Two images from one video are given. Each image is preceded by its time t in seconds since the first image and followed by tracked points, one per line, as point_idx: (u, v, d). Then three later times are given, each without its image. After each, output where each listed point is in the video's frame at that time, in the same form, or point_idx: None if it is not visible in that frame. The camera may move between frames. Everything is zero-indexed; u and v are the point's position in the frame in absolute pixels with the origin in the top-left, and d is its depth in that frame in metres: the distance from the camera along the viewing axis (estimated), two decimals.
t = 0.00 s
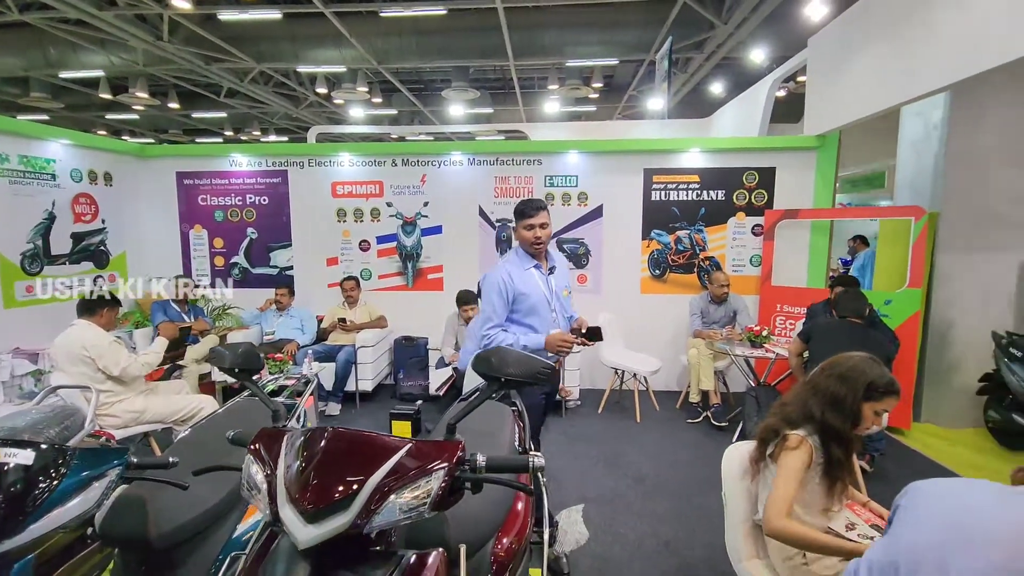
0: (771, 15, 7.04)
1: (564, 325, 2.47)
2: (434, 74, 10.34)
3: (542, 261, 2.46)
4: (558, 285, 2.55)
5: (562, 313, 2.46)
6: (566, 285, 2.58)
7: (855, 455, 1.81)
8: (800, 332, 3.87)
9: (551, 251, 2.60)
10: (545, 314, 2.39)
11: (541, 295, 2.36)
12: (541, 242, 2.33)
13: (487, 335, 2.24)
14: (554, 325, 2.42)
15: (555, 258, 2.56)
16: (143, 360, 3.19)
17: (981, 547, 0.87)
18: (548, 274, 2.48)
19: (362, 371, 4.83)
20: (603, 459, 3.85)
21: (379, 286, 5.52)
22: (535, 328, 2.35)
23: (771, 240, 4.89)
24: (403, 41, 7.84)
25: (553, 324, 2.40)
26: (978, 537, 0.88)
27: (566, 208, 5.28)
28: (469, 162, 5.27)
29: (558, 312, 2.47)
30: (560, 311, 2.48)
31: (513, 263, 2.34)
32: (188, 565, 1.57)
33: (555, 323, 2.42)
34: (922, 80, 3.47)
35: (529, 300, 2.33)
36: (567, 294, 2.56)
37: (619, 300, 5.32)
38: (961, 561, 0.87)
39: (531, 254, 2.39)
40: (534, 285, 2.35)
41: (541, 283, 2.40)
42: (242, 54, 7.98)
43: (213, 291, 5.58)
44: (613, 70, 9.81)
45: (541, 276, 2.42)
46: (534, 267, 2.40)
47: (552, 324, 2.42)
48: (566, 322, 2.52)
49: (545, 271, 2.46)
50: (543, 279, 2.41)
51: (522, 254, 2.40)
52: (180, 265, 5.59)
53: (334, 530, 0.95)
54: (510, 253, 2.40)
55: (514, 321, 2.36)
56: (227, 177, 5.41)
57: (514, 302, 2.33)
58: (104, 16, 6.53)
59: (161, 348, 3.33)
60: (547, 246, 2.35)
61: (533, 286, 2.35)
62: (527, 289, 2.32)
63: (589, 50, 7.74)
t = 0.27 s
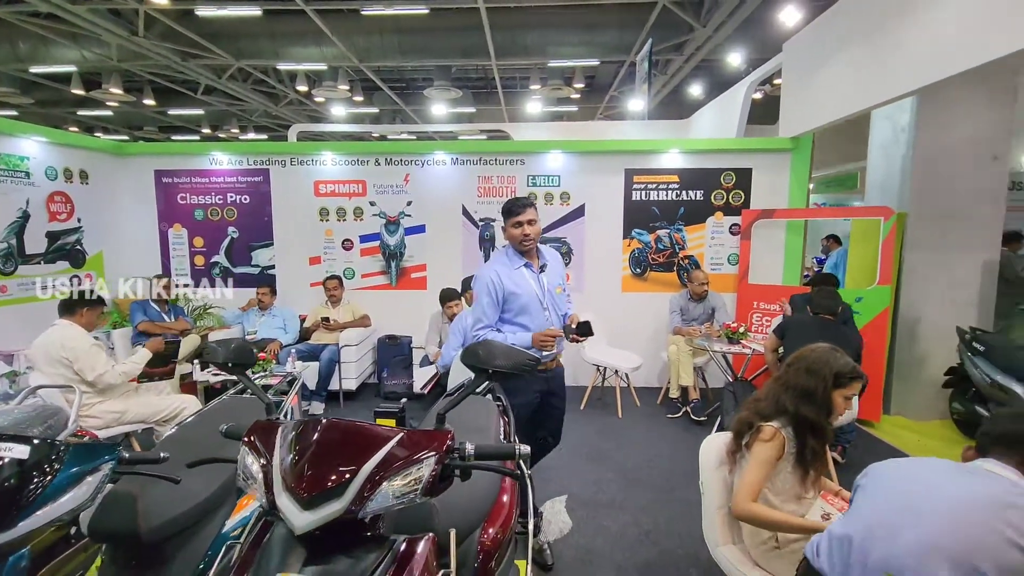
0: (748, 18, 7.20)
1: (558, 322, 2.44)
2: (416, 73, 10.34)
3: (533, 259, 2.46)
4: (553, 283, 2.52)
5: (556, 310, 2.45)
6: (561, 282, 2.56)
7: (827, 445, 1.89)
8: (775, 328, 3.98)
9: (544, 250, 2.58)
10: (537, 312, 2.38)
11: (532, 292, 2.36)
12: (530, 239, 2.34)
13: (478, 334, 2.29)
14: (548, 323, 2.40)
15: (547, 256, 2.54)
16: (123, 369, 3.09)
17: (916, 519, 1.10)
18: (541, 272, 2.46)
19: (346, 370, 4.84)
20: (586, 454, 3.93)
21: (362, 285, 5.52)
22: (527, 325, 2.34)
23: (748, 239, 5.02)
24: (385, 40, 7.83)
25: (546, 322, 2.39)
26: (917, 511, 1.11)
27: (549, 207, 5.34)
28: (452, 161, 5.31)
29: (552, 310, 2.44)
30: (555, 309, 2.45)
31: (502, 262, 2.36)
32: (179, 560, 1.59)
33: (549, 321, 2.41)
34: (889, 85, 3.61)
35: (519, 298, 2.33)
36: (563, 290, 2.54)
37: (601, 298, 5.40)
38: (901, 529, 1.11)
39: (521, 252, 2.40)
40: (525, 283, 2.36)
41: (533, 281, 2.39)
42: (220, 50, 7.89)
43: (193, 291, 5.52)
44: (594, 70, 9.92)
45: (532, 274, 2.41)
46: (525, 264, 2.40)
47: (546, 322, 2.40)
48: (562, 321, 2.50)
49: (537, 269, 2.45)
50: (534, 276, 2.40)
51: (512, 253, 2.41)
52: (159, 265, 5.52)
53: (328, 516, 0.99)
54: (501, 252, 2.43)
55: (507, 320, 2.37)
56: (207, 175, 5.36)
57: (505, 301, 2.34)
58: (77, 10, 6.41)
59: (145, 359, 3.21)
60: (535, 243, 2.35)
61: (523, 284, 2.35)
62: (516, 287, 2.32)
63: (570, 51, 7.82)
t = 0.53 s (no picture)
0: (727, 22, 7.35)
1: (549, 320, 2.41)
2: (399, 73, 10.33)
3: (525, 256, 2.46)
4: (547, 281, 2.50)
5: (546, 308, 2.43)
6: (555, 279, 2.54)
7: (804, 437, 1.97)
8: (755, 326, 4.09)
9: (539, 248, 2.57)
10: (526, 309, 2.38)
11: (521, 289, 2.36)
12: (520, 236, 2.34)
13: (469, 331, 2.33)
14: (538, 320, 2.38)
15: (542, 253, 2.53)
16: (110, 374, 3.06)
17: (885, 499, 1.17)
18: (533, 270, 2.45)
19: (332, 370, 4.83)
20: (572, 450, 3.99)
21: (347, 285, 5.51)
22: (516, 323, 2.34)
23: (728, 239, 5.13)
24: (367, 39, 7.81)
25: (534, 320, 2.38)
26: (886, 493, 1.19)
27: (533, 208, 5.39)
28: (438, 162, 5.33)
29: (544, 308, 2.42)
30: (546, 307, 2.43)
31: (493, 259, 2.39)
32: (173, 559, 1.60)
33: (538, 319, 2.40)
34: (863, 90, 3.73)
35: (507, 295, 2.34)
36: (556, 288, 2.52)
37: (585, 298, 5.47)
38: (870, 508, 1.19)
39: (512, 250, 2.41)
40: (514, 280, 2.37)
41: (523, 278, 2.39)
42: (200, 47, 7.79)
43: (176, 292, 5.45)
44: (577, 71, 10.02)
45: (523, 271, 2.41)
46: (515, 262, 2.40)
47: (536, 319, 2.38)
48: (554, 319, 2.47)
49: (529, 267, 2.44)
50: (525, 274, 2.40)
51: (503, 251, 2.43)
52: (139, 265, 5.44)
53: (330, 507, 1.03)
54: (493, 250, 2.45)
55: (497, 317, 2.39)
56: (189, 175, 5.31)
57: (495, 298, 2.37)
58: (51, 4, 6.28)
59: (134, 365, 3.20)
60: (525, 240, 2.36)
61: (512, 281, 2.36)
62: (505, 284, 2.34)
63: (553, 52, 7.89)
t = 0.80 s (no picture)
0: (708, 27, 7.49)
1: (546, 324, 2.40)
2: (382, 73, 10.31)
3: (527, 259, 2.45)
4: (549, 284, 2.46)
5: (544, 312, 2.41)
6: (559, 282, 2.50)
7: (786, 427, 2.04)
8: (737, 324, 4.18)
9: (545, 249, 2.53)
10: (522, 312, 2.38)
11: (519, 292, 2.36)
12: (520, 239, 2.32)
13: (467, 329, 2.38)
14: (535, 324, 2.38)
15: (546, 255, 2.49)
16: (101, 378, 3.02)
17: (864, 484, 1.24)
18: (533, 272, 2.43)
19: (320, 372, 4.83)
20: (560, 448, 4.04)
21: (334, 286, 5.50)
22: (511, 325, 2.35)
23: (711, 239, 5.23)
24: (350, 39, 7.79)
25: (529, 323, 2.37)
26: (865, 479, 1.25)
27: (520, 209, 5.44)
28: (425, 163, 5.35)
29: (542, 311, 2.40)
30: (545, 310, 2.40)
31: (494, 260, 2.42)
32: (173, 557, 1.62)
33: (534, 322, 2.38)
34: (839, 95, 3.85)
35: (504, 297, 2.36)
36: (558, 292, 2.48)
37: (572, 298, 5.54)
38: (849, 493, 1.26)
39: (513, 251, 2.41)
40: (512, 283, 2.37)
41: (521, 281, 2.39)
42: (179, 46, 7.69)
43: (159, 294, 5.39)
44: (560, 73, 10.10)
45: (522, 274, 2.40)
46: (515, 264, 2.41)
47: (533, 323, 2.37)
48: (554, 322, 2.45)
49: (529, 269, 2.43)
50: (524, 276, 2.40)
51: (505, 252, 2.44)
52: (121, 267, 5.37)
53: (337, 501, 1.06)
54: (496, 251, 2.47)
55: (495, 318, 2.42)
56: (172, 175, 5.25)
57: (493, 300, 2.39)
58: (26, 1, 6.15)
59: (123, 368, 3.16)
60: (526, 243, 2.34)
61: (510, 284, 2.37)
62: (502, 286, 2.36)
63: (538, 54, 7.95)
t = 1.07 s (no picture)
0: (690, 32, 7.63)
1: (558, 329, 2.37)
2: (366, 75, 10.28)
3: (544, 262, 2.44)
4: (564, 289, 2.42)
5: (555, 317, 2.37)
6: (575, 289, 2.45)
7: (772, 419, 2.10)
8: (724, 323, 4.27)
9: (564, 254, 2.51)
10: (533, 315, 2.37)
11: (532, 294, 2.36)
12: (539, 241, 2.31)
13: (480, 327, 2.41)
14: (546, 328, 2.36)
15: (564, 260, 2.46)
16: (91, 383, 2.99)
17: (850, 472, 1.30)
18: (549, 276, 2.41)
19: (309, 374, 4.80)
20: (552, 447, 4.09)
21: (323, 289, 5.48)
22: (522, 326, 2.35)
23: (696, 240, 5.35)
24: (334, 40, 7.77)
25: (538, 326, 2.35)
26: (851, 467, 1.31)
27: (508, 210, 5.48)
28: (413, 165, 5.37)
29: (554, 316, 2.37)
30: (556, 315, 2.37)
31: (512, 260, 2.43)
32: (176, 560, 1.64)
33: (544, 326, 2.36)
34: (820, 100, 3.96)
35: (518, 298, 2.36)
36: (573, 298, 2.43)
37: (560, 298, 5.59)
38: (837, 481, 1.32)
39: (530, 253, 2.41)
40: (525, 284, 2.37)
41: (535, 282, 2.38)
42: (159, 46, 7.58)
43: (145, 297, 5.31)
44: (544, 77, 10.18)
45: (538, 276, 2.40)
46: (532, 266, 2.41)
47: (544, 327, 2.36)
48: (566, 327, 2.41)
49: (545, 273, 2.41)
50: (539, 279, 2.39)
51: (523, 253, 2.45)
52: (104, 271, 5.28)
53: (351, 498, 1.09)
54: (515, 251, 2.47)
55: (508, 318, 2.43)
56: (157, 178, 5.19)
57: (508, 300, 2.40)
58: None
59: (113, 372, 3.14)
60: (543, 244, 2.33)
61: (525, 284, 2.37)
62: (516, 287, 2.36)
63: (523, 57, 8.01)
